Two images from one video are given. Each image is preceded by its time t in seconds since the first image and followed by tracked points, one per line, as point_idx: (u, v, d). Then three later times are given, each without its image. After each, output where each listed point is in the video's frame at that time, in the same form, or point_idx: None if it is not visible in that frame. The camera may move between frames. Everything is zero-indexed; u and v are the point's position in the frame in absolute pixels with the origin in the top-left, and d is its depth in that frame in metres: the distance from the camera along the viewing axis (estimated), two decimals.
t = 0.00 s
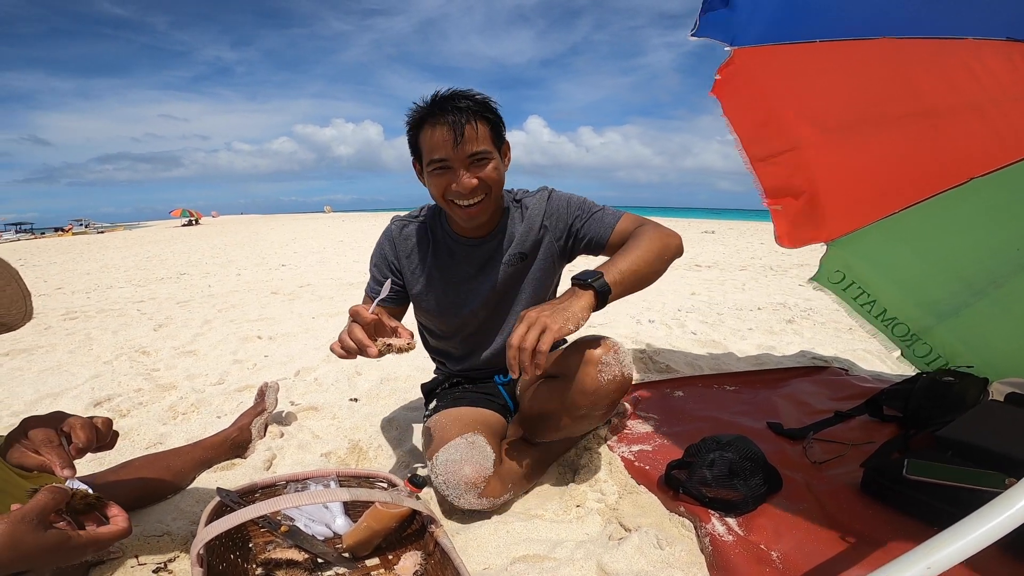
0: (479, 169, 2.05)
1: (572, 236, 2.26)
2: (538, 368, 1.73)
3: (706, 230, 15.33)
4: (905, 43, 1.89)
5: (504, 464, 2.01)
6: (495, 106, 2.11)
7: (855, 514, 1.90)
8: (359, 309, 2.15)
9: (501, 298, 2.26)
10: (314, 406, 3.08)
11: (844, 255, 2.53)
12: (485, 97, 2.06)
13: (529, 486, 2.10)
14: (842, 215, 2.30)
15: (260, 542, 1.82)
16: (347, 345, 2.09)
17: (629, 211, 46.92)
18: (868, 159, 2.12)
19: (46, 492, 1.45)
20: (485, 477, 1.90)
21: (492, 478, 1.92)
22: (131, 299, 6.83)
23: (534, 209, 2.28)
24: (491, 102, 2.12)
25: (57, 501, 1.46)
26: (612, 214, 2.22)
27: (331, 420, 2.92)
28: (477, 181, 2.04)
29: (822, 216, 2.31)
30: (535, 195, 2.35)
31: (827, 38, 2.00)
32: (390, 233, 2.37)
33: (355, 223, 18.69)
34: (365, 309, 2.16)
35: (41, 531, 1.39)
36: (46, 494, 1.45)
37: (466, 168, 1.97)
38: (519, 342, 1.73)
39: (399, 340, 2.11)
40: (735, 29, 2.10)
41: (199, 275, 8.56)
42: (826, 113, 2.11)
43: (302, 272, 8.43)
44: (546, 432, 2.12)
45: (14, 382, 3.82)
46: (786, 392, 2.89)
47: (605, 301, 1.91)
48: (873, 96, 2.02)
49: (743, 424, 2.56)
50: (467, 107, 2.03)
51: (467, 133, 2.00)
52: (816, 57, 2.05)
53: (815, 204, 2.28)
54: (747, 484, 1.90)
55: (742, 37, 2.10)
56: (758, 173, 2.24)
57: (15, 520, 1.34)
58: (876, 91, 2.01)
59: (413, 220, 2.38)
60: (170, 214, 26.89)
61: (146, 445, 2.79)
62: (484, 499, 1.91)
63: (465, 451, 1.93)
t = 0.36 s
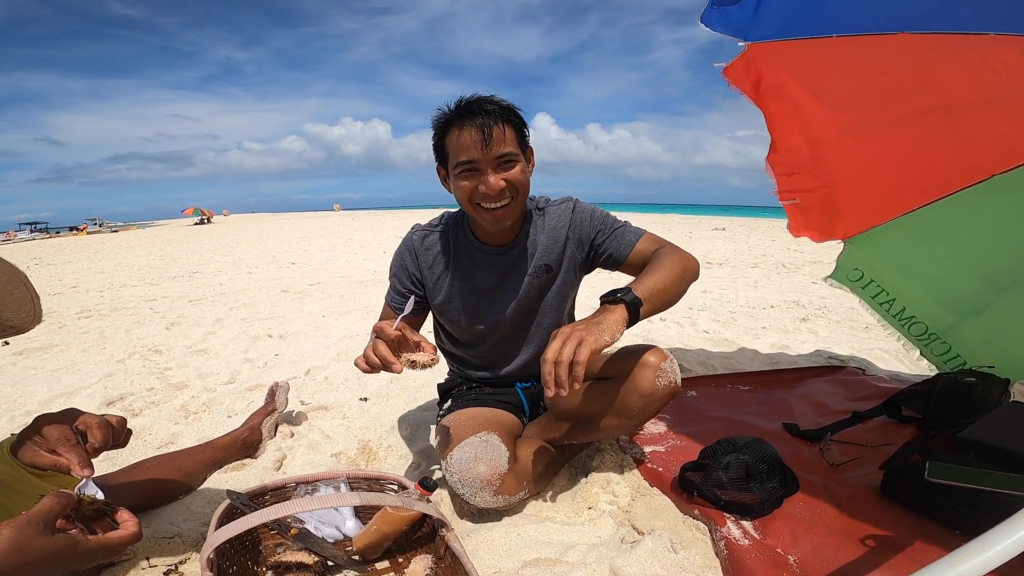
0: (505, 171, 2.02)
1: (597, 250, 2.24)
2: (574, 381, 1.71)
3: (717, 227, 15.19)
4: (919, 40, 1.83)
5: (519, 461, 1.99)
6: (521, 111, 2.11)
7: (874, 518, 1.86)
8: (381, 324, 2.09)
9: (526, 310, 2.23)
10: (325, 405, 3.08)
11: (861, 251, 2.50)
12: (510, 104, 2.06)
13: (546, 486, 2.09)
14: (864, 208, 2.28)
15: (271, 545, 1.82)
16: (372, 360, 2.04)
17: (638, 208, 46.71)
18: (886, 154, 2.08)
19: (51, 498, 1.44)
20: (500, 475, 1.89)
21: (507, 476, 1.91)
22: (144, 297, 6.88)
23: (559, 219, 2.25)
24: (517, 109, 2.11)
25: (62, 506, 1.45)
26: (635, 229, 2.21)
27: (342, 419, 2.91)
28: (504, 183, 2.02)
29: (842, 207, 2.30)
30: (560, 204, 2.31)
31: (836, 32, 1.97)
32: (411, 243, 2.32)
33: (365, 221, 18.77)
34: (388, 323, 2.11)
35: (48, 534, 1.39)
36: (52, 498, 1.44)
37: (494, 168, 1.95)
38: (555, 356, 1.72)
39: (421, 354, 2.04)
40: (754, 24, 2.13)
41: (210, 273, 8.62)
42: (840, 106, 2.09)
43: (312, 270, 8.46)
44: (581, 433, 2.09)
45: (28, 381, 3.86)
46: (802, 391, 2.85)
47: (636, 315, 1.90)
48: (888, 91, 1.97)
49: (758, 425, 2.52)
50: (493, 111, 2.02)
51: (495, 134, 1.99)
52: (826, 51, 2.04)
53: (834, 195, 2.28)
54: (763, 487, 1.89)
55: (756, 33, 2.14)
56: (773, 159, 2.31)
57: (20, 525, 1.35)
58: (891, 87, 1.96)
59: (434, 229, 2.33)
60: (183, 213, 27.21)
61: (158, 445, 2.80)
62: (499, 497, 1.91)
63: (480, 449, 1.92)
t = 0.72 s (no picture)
0: (525, 186, 1.95)
1: (623, 275, 2.32)
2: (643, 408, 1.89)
3: (728, 222, 15.06)
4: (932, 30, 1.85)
5: (521, 452, 1.98)
6: (558, 117, 2.00)
7: (886, 515, 1.83)
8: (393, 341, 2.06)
9: (554, 320, 2.21)
10: (334, 400, 3.09)
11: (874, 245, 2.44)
12: (547, 110, 1.95)
13: (548, 478, 2.08)
14: (876, 213, 2.18)
15: (277, 538, 1.82)
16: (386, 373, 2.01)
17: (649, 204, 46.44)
18: (899, 153, 2.01)
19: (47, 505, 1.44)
20: (500, 466, 1.89)
21: (507, 466, 1.90)
22: (158, 295, 6.98)
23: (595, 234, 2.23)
24: (556, 116, 2.00)
25: (57, 508, 1.46)
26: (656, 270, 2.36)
27: (350, 414, 2.92)
28: (520, 198, 1.96)
29: (854, 214, 2.18)
30: (600, 217, 2.29)
31: (845, 24, 2.01)
32: (438, 236, 2.23)
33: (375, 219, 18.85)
34: (400, 341, 2.07)
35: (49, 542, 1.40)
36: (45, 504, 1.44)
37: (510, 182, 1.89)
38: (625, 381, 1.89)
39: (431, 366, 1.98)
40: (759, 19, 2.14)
41: (223, 271, 8.71)
42: (853, 104, 2.01)
43: (323, 267, 8.51)
44: (605, 429, 2.10)
45: (45, 377, 3.92)
46: (814, 387, 2.81)
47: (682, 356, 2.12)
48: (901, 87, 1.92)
49: (768, 420, 2.49)
50: (524, 121, 1.93)
51: (519, 148, 1.91)
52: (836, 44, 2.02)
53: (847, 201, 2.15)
54: (772, 483, 1.85)
55: (764, 26, 2.14)
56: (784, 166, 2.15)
57: (20, 536, 1.36)
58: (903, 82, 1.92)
59: (465, 224, 2.24)
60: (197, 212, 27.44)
61: (170, 439, 2.83)
62: (499, 487, 1.91)
63: (482, 440, 1.92)
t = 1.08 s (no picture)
0: (541, 171, 1.94)
1: (635, 268, 2.33)
2: (675, 422, 1.87)
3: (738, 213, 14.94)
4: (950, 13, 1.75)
5: (530, 441, 1.95)
6: (586, 109, 2.00)
7: (895, 500, 1.81)
8: (418, 315, 2.06)
9: (572, 307, 2.22)
10: (342, 387, 3.12)
11: (883, 230, 2.40)
12: (576, 99, 1.95)
13: (558, 466, 2.07)
14: (879, 197, 2.17)
15: (285, 520, 1.84)
16: (407, 349, 2.00)
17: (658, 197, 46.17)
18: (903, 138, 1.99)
19: (71, 489, 1.40)
20: (508, 455, 1.86)
21: (515, 456, 1.88)
22: (171, 288, 7.06)
23: (612, 224, 2.23)
24: (584, 107, 1.99)
25: (88, 491, 1.43)
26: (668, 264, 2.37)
27: (359, 401, 2.94)
28: (533, 182, 1.94)
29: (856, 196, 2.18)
30: (617, 207, 2.28)
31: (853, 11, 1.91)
32: (457, 220, 2.21)
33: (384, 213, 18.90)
34: (425, 314, 2.07)
35: (78, 519, 1.35)
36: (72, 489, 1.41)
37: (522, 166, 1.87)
38: (656, 401, 1.86)
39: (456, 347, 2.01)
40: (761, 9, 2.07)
41: (234, 265, 8.78)
42: (859, 90, 1.98)
43: (332, 260, 8.57)
44: (616, 417, 2.09)
45: (61, 367, 3.99)
46: (823, 373, 2.79)
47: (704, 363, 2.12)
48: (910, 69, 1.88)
49: (777, 406, 2.47)
50: (549, 107, 1.92)
51: (540, 132, 1.90)
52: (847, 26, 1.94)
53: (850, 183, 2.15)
54: (779, 465, 1.83)
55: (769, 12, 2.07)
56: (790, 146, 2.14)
57: (50, 518, 1.32)
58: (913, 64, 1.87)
59: (483, 208, 2.22)
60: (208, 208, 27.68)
61: (183, 426, 2.87)
62: (508, 478, 1.88)
63: (489, 431, 1.90)
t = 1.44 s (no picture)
0: (570, 173, 1.98)
1: (659, 269, 2.36)
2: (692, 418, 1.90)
3: (759, 213, 14.79)
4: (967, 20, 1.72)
5: (554, 437, 2.00)
6: (616, 112, 2.04)
7: (918, 500, 1.82)
8: (447, 312, 2.11)
9: (596, 307, 2.27)
10: (367, 383, 3.19)
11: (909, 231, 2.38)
12: (606, 103, 1.99)
13: (580, 462, 2.11)
14: (904, 191, 2.19)
15: (316, 512, 1.88)
16: (435, 344, 2.06)
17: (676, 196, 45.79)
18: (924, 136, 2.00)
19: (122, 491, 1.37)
20: (533, 452, 1.91)
21: (540, 452, 1.92)
22: (197, 285, 7.23)
23: (638, 226, 2.26)
24: (613, 112, 2.02)
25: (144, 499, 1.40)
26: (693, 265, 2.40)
27: (383, 397, 3.01)
28: (561, 182, 1.98)
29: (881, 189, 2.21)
30: (642, 209, 2.31)
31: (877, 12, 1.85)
32: (485, 221, 2.26)
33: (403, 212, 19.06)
34: (454, 311, 2.12)
35: (134, 525, 1.35)
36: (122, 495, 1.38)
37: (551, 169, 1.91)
38: (673, 397, 1.90)
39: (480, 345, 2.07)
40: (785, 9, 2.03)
41: (257, 262, 8.96)
42: (883, 91, 1.99)
43: (353, 258, 8.69)
44: (638, 415, 2.13)
45: (96, 362, 4.13)
46: (846, 374, 2.78)
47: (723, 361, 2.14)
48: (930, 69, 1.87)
49: (799, 406, 2.48)
50: (580, 111, 1.96)
51: (571, 135, 1.94)
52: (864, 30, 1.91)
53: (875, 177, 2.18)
54: (802, 463, 1.85)
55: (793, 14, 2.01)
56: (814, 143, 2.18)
57: (104, 534, 1.32)
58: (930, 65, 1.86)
59: (511, 209, 2.27)
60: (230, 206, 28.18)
61: (215, 420, 2.97)
62: (533, 473, 1.93)
63: (514, 428, 1.95)
